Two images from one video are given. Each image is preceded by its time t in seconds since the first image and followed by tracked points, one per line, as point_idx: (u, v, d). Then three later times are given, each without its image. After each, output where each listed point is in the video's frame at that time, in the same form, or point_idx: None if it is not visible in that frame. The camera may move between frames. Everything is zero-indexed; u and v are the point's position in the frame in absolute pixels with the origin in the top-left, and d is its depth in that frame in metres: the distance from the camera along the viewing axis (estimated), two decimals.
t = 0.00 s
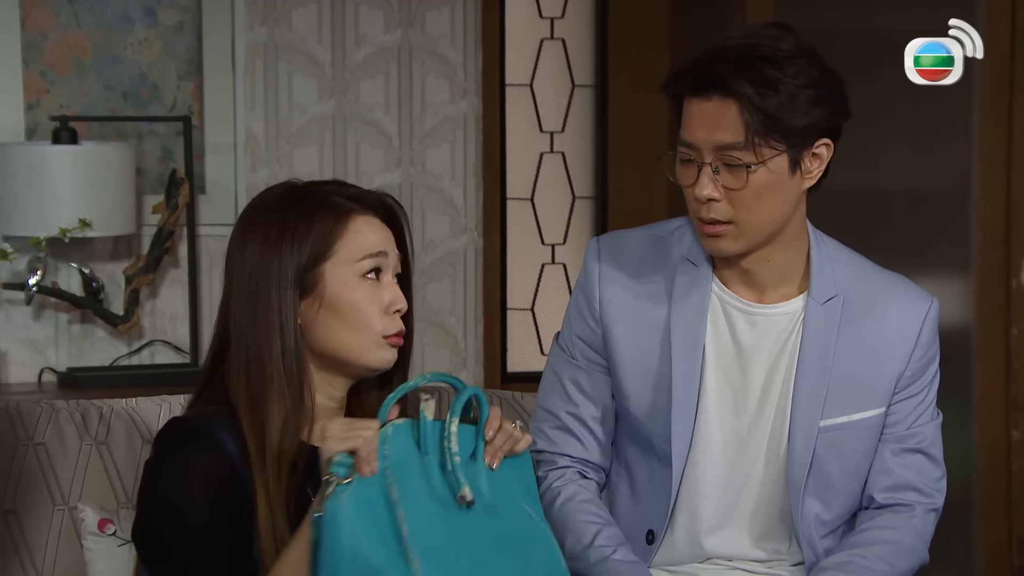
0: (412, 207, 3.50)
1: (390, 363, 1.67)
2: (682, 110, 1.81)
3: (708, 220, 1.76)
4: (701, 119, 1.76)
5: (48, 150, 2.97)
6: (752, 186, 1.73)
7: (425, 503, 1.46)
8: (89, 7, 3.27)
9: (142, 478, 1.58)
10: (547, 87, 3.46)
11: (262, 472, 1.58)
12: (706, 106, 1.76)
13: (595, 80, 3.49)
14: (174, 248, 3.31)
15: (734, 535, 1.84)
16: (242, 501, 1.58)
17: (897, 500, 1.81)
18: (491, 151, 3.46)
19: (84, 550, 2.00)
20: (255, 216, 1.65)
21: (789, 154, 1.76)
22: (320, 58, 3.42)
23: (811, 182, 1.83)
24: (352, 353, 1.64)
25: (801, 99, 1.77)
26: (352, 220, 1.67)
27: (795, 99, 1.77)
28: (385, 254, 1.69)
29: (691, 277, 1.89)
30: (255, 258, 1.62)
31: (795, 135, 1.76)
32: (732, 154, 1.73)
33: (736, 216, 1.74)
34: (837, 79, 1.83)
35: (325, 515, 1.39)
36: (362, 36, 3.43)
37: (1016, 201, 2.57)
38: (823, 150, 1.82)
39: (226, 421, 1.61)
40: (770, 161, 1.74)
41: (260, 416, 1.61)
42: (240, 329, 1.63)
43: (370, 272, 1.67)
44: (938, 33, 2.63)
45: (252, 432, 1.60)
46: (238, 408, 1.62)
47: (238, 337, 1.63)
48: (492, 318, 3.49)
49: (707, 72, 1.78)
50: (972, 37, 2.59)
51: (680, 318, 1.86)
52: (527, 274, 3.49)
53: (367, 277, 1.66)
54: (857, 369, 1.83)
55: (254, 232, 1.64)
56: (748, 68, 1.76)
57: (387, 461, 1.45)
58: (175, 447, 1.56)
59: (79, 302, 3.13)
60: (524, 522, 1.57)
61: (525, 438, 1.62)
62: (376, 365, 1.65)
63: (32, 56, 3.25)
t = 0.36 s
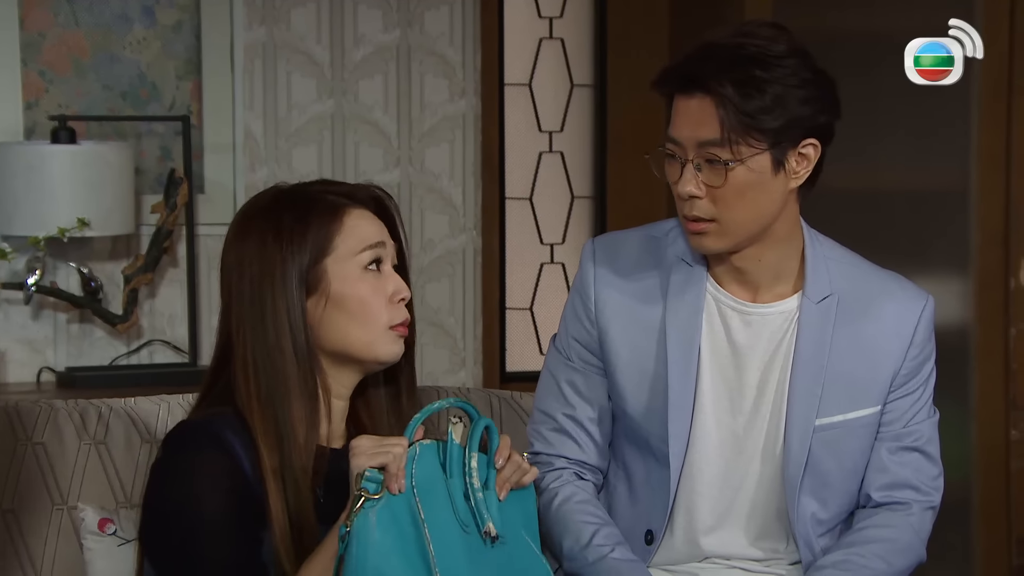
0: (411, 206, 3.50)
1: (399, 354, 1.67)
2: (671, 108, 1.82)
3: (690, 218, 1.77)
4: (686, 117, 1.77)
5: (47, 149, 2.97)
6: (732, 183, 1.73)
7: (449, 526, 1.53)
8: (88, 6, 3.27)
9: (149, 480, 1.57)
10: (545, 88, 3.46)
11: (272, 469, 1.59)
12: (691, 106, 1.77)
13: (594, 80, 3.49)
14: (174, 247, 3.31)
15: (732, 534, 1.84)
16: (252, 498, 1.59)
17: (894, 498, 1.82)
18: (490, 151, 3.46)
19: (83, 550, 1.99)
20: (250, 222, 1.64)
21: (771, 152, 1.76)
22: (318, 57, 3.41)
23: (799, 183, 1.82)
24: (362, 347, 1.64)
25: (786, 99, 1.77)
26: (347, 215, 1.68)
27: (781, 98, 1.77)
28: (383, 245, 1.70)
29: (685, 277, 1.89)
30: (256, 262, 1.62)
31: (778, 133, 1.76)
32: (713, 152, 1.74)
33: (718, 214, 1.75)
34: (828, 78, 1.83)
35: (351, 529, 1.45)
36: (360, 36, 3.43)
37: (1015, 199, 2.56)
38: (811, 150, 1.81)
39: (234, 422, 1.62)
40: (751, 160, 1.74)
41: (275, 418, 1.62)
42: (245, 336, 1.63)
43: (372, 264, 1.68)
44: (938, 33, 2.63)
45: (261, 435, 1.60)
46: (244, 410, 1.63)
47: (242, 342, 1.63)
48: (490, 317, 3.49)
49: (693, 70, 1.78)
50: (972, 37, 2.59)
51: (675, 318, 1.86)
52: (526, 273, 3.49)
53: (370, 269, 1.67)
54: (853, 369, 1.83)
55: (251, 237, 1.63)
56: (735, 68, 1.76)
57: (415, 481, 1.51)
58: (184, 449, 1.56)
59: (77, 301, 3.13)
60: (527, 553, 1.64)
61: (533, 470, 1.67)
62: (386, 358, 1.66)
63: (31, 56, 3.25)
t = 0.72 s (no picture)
0: (411, 206, 3.49)
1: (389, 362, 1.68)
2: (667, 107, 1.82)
3: (688, 216, 1.77)
4: (682, 115, 1.77)
5: (48, 148, 2.97)
6: (729, 181, 1.73)
7: (423, 526, 1.50)
8: (87, 6, 3.27)
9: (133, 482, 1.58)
10: (545, 88, 3.46)
11: (253, 476, 1.59)
12: (687, 104, 1.78)
13: (594, 79, 3.50)
14: (174, 246, 3.31)
15: (732, 533, 1.84)
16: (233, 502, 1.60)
17: (893, 496, 1.81)
18: (490, 151, 3.46)
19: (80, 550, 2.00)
20: (248, 218, 1.64)
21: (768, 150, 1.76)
22: (319, 57, 3.41)
23: (796, 180, 1.82)
24: (354, 353, 1.65)
25: (782, 96, 1.77)
26: (348, 221, 1.68)
27: (778, 96, 1.76)
28: (381, 253, 1.70)
29: (683, 276, 1.89)
30: (252, 259, 1.62)
31: (775, 131, 1.76)
32: (709, 150, 1.74)
33: (715, 212, 1.75)
34: (825, 78, 1.83)
35: (319, 536, 1.45)
36: (361, 36, 3.43)
37: (1015, 200, 2.56)
38: (807, 148, 1.81)
39: (216, 426, 1.62)
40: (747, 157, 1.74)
41: (260, 418, 1.61)
42: (236, 336, 1.62)
43: (369, 271, 1.68)
44: (938, 33, 2.64)
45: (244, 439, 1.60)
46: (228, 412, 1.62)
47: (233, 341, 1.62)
48: (490, 316, 3.49)
49: (690, 69, 1.78)
50: (972, 37, 2.59)
51: (674, 317, 1.86)
52: (525, 273, 3.49)
53: (366, 277, 1.68)
54: (852, 367, 1.83)
55: (249, 233, 1.63)
56: (731, 66, 1.76)
57: (386, 483, 1.49)
58: (164, 452, 1.57)
59: (77, 300, 3.13)
60: (523, 557, 1.59)
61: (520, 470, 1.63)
62: (376, 364, 1.66)
63: (31, 55, 3.24)
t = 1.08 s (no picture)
0: (411, 205, 3.49)
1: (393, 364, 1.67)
2: (666, 109, 1.82)
3: (690, 217, 1.77)
4: (682, 116, 1.78)
5: (47, 148, 2.97)
6: (730, 180, 1.73)
7: (389, 529, 1.45)
8: (88, 6, 3.27)
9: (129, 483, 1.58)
10: (545, 88, 3.46)
11: (250, 485, 1.57)
12: (686, 104, 1.77)
13: (594, 79, 3.50)
14: (174, 246, 3.30)
15: (732, 531, 1.83)
16: (228, 510, 1.58)
17: (893, 494, 1.81)
18: (490, 150, 3.46)
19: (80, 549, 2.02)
20: (252, 220, 1.63)
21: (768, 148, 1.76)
22: (319, 57, 3.41)
23: (796, 178, 1.83)
24: (360, 357, 1.64)
25: (782, 95, 1.77)
26: (351, 224, 1.67)
27: (777, 95, 1.77)
28: (384, 256, 1.70)
29: (682, 275, 1.89)
30: (257, 263, 1.61)
31: (775, 130, 1.77)
32: (710, 150, 1.74)
33: (716, 212, 1.75)
34: (823, 76, 1.84)
35: (282, 550, 1.40)
36: (360, 36, 3.43)
37: (1014, 200, 2.56)
38: (807, 146, 1.82)
39: (216, 434, 1.60)
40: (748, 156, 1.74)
41: (262, 425, 1.59)
42: (239, 341, 1.61)
43: (373, 274, 1.68)
44: (938, 33, 2.63)
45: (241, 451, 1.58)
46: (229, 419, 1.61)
47: (236, 345, 1.61)
48: (489, 316, 3.49)
49: (687, 70, 1.78)
50: (972, 37, 2.59)
51: (673, 314, 1.86)
52: (525, 273, 3.50)
53: (370, 280, 1.67)
54: (852, 365, 1.83)
55: (253, 236, 1.61)
56: (730, 66, 1.77)
57: (350, 489, 1.45)
58: (159, 460, 1.55)
59: (77, 300, 3.13)
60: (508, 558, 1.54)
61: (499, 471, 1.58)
62: (381, 368, 1.65)
63: (31, 55, 3.25)
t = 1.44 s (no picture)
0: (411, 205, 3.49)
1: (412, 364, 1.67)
2: (664, 110, 1.82)
3: (690, 217, 1.77)
4: (680, 117, 1.77)
5: (47, 148, 2.97)
6: (730, 180, 1.73)
7: (415, 533, 1.46)
8: (87, 5, 3.26)
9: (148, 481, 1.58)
10: (545, 87, 3.46)
11: (273, 487, 1.57)
12: (685, 104, 1.77)
13: (593, 79, 3.50)
14: (174, 246, 3.30)
15: (732, 530, 1.83)
16: (251, 508, 1.57)
17: (893, 492, 1.81)
18: (490, 151, 3.46)
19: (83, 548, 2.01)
20: (272, 220, 1.62)
21: (767, 148, 1.76)
22: (318, 57, 3.42)
23: (795, 177, 1.83)
24: (380, 357, 1.64)
25: (779, 94, 1.77)
26: (371, 223, 1.66)
27: (774, 94, 1.77)
28: (403, 255, 1.69)
29: (681, 273, 1.89)
30: (278, 263, 1.60)
31: (773, 129, 1.77)
32: (710, 150, 1.74)
33: (717, 212, 1.75)
34: (819, 74, 1.84)
35: (310, 547, 1.39)
36: (360, 35, 3.43)
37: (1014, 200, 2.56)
38: (805, 144, 1.82)
39: (238, 431, 1.60)
40: (747, 156, 1.74)
41: (285, 426, 1.60)
42: (261, 343, 1.61)
43: (393, 274, 1.67)
44: (938, 33, 2.63)
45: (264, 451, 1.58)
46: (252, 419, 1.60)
47: (257, 347, 1.61)
48: (489, 316, 3.49)
49: (684, 71, 1.78)
50: (972, 37, 2.59)
51: (671, 313, 1.86)
52: (524, 273, 3.50)
53: (390, 280, 1.67)
54: (851, 364, 1.83)
55: (273, 237, 1.61)
56: (726, 66, 1.77)
57: (380, 491, 1.45)
58: (181, 457, 1.55)
59: (77, 300, 3.13)
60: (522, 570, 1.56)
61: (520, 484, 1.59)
62: (401, 367, 1.65)
63: (30, 54, 3.24)
